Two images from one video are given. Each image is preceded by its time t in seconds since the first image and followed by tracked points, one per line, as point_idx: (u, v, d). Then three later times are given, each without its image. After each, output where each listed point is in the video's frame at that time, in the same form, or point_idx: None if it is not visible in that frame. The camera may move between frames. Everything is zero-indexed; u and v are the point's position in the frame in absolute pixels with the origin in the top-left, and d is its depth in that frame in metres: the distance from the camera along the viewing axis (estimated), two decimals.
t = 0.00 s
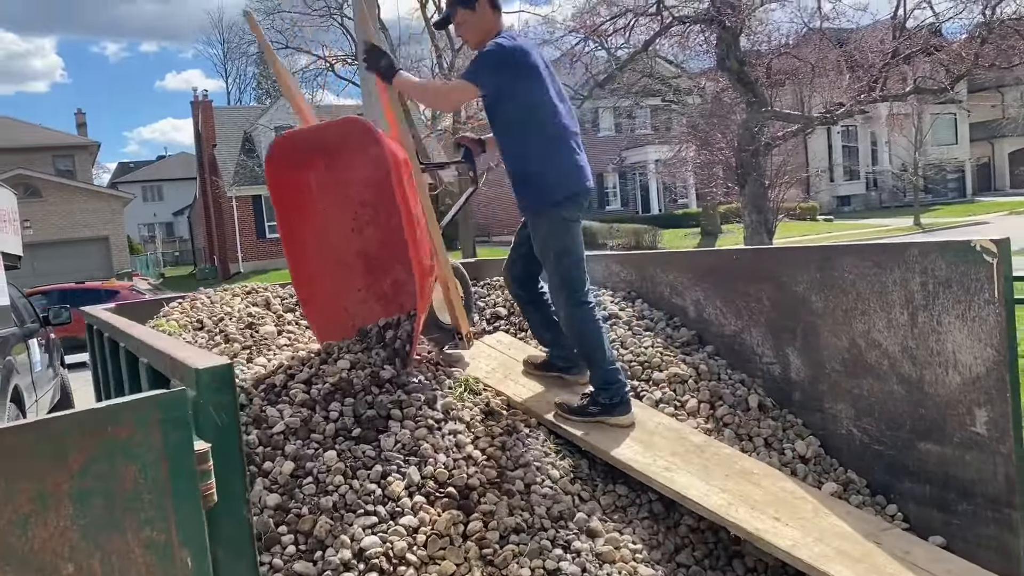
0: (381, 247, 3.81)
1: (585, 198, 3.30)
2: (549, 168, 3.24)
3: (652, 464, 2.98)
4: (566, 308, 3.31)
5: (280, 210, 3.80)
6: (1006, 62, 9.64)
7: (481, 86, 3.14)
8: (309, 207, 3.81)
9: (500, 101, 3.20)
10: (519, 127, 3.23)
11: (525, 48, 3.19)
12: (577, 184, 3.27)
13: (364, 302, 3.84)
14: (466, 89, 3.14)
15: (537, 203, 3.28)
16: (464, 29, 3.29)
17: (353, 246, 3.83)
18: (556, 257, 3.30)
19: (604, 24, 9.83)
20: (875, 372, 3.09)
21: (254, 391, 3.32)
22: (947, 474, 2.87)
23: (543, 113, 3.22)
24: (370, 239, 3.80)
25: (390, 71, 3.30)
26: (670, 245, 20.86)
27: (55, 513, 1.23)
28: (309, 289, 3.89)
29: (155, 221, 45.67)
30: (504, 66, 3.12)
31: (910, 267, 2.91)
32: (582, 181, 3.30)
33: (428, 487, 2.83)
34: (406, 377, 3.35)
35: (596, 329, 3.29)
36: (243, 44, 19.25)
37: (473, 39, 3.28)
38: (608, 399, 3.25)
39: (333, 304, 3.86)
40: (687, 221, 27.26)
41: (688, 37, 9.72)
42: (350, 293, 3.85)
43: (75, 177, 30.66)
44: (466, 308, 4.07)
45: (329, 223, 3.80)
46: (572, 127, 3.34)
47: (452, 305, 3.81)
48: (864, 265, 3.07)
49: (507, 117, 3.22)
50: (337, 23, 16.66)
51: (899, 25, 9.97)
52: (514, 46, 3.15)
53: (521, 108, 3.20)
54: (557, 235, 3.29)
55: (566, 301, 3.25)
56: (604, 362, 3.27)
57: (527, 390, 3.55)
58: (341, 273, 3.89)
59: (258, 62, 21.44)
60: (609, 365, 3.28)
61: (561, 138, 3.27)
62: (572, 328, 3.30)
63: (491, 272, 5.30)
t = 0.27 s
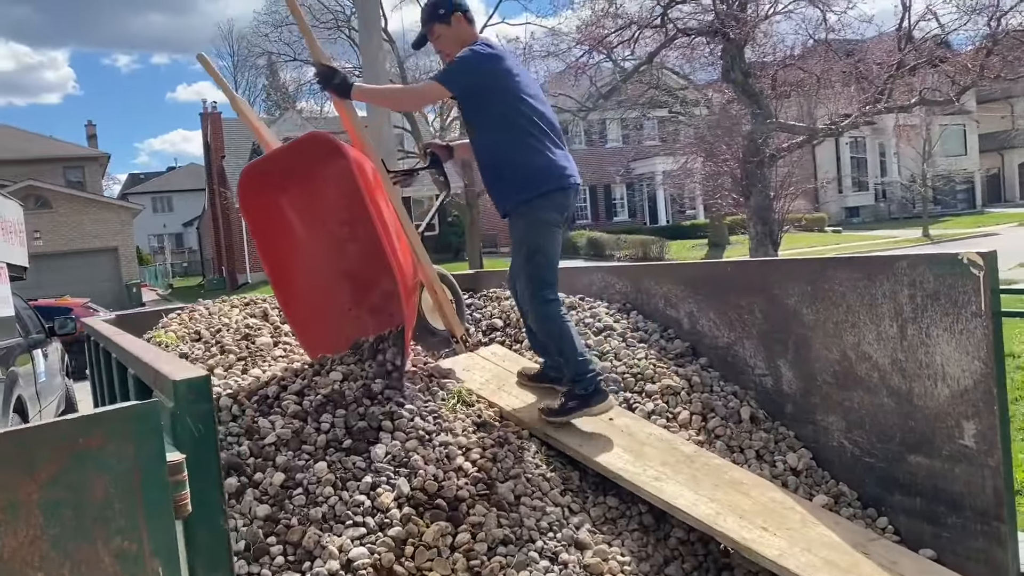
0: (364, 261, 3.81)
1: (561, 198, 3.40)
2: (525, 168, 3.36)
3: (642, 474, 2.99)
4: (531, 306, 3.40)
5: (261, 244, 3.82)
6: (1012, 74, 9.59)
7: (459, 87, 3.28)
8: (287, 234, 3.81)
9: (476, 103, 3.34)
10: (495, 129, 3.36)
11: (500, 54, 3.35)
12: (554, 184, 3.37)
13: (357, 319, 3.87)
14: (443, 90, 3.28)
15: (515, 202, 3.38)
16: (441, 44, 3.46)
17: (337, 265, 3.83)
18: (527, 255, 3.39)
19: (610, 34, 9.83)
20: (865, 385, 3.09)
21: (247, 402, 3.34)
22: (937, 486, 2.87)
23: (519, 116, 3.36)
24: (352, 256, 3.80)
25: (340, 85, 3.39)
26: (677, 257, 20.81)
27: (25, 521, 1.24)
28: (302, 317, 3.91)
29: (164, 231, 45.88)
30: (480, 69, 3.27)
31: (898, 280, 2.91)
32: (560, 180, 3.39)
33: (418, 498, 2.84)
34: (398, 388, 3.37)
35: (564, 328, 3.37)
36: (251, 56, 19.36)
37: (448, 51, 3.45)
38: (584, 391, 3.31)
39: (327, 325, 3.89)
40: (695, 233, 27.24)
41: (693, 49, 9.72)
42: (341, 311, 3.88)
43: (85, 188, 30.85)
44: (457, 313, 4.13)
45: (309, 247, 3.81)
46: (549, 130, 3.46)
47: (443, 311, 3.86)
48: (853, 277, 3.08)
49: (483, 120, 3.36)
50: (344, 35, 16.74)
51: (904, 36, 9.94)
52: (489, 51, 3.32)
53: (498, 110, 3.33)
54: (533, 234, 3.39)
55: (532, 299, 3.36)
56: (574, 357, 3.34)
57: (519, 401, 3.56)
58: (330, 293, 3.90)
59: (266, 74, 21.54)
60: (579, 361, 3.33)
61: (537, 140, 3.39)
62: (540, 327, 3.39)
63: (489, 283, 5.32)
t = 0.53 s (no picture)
0: (362, 276, 3.90)
1: (551, 211, 3.43)
2: (516, 179, 3.39)
3: (634, 488, 2.99)
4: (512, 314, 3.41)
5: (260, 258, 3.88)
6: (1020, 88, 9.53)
7: (456, 96, 3.31)
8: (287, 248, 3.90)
9: (472, 114, 3.37)
10: (488, 140, 3.39)
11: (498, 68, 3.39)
12: (543, 196, 3.40)
13: (354, 333, 3.92)
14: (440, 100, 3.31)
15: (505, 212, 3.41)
16: (436, 55, 3.50)
17: (336, 279, 3.93)
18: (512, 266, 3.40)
19: (618, 49, 9.79)
20: (858, 400, 3.10)
21: (243, 415, 3.37)
22: (928, 502, 2.86)
23: (513, 128, 3.39)
24: (351, 270, 3.90)
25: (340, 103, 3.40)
26: (685, 270, 20.76)
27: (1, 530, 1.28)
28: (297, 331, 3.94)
29: (176, 243, 46.13)
30: (478, 81, 3.31)
31: (890, 295, 2.92)
32: (549, 192, 3.43)
33: (409, 512, 2.84)
34: (393, 402, 3.39)
35: (544, 339, 3.42)
36: (263, 70, 19.49)
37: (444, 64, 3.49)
38: (551, 406, 3.39)
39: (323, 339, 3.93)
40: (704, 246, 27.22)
41: (700, 63, 9.66)
42: (338, 325, 3.93)
43: (97, 201, 31.06)
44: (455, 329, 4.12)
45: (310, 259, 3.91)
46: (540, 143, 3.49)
47: (441, 328, 3.89)
48: (845, 292, 3.08)
49: (477, 130, 3.39)
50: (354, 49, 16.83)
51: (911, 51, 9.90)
52: (487, 64, 3.36)
53: (492, 122, 3.37)
54: (522, 244, 3.41)
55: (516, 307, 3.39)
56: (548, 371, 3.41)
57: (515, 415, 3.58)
58: (327, 307, 3.97)
59: (277, 88, 21.66)
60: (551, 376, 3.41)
61: (529, 152, 3.43)
62: (520, 337, 3.42)
63: (490, 296, 5.35)
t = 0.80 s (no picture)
0: (366, 288, 3.93)
1: (557, 221, 3.49)
2: (525, 191, 3.44)
3: (633, 501, 3.00)
4: (529, 326, 3.44)
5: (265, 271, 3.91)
6: None
7: (467, 112, 3.32)
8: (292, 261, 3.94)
9: (480, 129, 3.39)
10: (497, 153, 3.42)
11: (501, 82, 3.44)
12: (551, 206, 3.46)
13: (357, 345, 3.95)
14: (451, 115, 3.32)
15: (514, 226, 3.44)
16: (445, 68, 3.53)
17: (340, 292, 3.96)
18: (526, 275, 3.44)
19: (627, 61, 9.79)
20: (858, 414, 3.10)
21: (246, 427, 3.39)
22: (928, 516, 2.86)
23: (520, 140, 3.43)
24: (354, 283, 3.93)
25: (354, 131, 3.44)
26: (695, 282, 20.72)
27: None
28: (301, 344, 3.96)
29: (188, 254, 46.37)
30: (488, 96, 3.33)
31: (889, 309, 2.92)
32: (555, 203, 3.48)
33: (409, 524, 2.86)
34: (394, 414, 3.41)
35: (554, 351, 3.46)
36: (275, 82, 19.62)
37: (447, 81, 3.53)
38: (555, 419, 3.41)
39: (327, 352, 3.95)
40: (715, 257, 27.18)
41: (709, 75, 9.65)
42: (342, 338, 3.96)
43: (111, 212, 31.29)
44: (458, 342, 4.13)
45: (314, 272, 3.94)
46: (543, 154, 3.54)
47: (444, 340, 3.91)
48: (845, 306, 3.09)
49: (486, 144, 3.41)
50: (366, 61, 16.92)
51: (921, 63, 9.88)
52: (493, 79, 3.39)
53: (502, 135, 3.40)
54: (532, 256, 3.44)
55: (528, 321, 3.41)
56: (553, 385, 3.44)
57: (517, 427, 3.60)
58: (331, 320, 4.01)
59: (288, 100, 21.79)
60: (556, 390, 3.44)
61: (534, 163, 3.48)
62: (530, 350, 3.44)
63: (495, 308, 5.38)
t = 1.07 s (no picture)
0: (372, 301, 3.89)
1: (561, 231, 3.52)
2: (531, 202, 3.46)
3: (637, 512, 3.00)
4: (538, 336, 3.45)
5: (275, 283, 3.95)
6: None
7: (475, 123, 3.35)
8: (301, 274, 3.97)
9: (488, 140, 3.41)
10: (503, 163, 3.45)
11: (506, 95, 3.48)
12: (556, 216, 3.49)
13: (363, 356, 3.97)
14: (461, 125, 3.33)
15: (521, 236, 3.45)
16: (453, 80, 3.56)
17: (347, 304, 3.95)
18: (533, 286, 3.45)
19: (637, 72, 9.81)
20: (862, 426, 3.11)
21: (253, 436, 3.42)
22: (932, 529, 2.86)
23: (525, 151, 3.47)
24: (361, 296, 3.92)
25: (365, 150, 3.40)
26: (705, 292, 20.70)
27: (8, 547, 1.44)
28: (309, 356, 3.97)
29: (200, 263, 46.60)
30: (496, 107, 3.36)
31: (892, 321, 2.93)
32: (559, 214, 3.52)
33: (413, 533, 2.87)
34: (400, 424, 3.44)
35: (563, 361, 3.46)
36: (287, 93, 19.75)
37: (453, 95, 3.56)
38: (561, 430, 3.40)
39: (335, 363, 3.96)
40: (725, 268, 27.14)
41: (718, 86, 9.66)
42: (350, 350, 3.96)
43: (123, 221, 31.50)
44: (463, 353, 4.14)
45: (320, 283, 3.97)
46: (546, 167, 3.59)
47: (449, 351, 3.94)
48: (848, 317, 3.10)
49: (493, 155, 3.44)
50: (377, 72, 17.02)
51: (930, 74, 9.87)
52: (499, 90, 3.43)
53: (508, 146, 3.43)
54: (538, 266, 3.46)
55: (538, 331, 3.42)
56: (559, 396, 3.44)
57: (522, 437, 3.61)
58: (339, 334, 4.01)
59: (300, 110, 21.93)
60: (562, 402, 3.44)
61: (539, 174, 3.52)
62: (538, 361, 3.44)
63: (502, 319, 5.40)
